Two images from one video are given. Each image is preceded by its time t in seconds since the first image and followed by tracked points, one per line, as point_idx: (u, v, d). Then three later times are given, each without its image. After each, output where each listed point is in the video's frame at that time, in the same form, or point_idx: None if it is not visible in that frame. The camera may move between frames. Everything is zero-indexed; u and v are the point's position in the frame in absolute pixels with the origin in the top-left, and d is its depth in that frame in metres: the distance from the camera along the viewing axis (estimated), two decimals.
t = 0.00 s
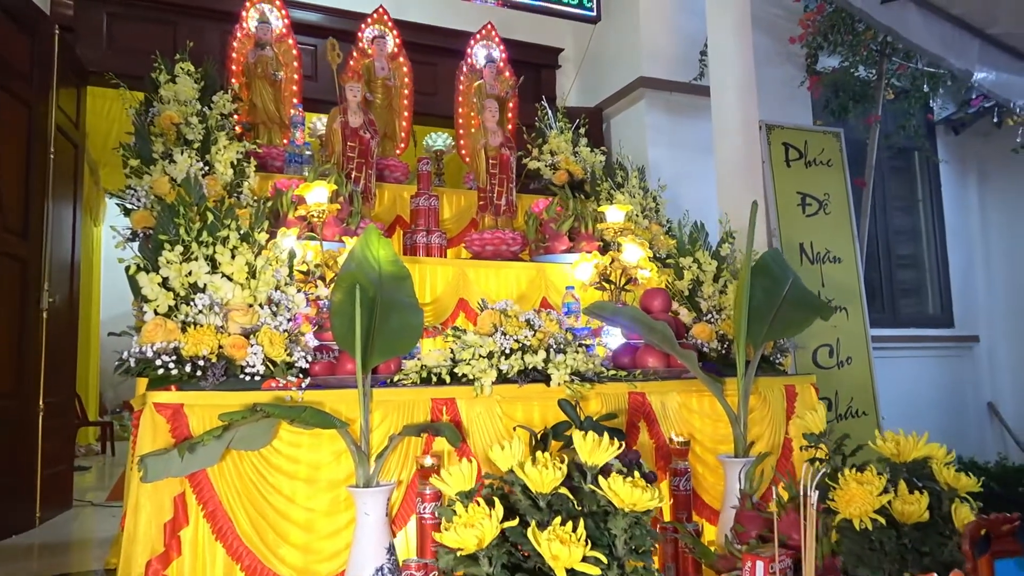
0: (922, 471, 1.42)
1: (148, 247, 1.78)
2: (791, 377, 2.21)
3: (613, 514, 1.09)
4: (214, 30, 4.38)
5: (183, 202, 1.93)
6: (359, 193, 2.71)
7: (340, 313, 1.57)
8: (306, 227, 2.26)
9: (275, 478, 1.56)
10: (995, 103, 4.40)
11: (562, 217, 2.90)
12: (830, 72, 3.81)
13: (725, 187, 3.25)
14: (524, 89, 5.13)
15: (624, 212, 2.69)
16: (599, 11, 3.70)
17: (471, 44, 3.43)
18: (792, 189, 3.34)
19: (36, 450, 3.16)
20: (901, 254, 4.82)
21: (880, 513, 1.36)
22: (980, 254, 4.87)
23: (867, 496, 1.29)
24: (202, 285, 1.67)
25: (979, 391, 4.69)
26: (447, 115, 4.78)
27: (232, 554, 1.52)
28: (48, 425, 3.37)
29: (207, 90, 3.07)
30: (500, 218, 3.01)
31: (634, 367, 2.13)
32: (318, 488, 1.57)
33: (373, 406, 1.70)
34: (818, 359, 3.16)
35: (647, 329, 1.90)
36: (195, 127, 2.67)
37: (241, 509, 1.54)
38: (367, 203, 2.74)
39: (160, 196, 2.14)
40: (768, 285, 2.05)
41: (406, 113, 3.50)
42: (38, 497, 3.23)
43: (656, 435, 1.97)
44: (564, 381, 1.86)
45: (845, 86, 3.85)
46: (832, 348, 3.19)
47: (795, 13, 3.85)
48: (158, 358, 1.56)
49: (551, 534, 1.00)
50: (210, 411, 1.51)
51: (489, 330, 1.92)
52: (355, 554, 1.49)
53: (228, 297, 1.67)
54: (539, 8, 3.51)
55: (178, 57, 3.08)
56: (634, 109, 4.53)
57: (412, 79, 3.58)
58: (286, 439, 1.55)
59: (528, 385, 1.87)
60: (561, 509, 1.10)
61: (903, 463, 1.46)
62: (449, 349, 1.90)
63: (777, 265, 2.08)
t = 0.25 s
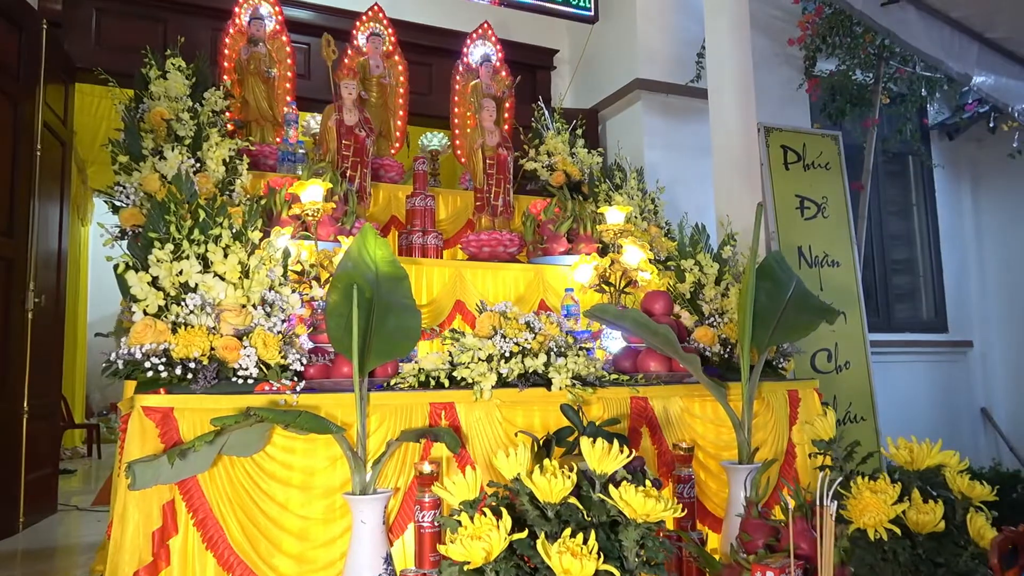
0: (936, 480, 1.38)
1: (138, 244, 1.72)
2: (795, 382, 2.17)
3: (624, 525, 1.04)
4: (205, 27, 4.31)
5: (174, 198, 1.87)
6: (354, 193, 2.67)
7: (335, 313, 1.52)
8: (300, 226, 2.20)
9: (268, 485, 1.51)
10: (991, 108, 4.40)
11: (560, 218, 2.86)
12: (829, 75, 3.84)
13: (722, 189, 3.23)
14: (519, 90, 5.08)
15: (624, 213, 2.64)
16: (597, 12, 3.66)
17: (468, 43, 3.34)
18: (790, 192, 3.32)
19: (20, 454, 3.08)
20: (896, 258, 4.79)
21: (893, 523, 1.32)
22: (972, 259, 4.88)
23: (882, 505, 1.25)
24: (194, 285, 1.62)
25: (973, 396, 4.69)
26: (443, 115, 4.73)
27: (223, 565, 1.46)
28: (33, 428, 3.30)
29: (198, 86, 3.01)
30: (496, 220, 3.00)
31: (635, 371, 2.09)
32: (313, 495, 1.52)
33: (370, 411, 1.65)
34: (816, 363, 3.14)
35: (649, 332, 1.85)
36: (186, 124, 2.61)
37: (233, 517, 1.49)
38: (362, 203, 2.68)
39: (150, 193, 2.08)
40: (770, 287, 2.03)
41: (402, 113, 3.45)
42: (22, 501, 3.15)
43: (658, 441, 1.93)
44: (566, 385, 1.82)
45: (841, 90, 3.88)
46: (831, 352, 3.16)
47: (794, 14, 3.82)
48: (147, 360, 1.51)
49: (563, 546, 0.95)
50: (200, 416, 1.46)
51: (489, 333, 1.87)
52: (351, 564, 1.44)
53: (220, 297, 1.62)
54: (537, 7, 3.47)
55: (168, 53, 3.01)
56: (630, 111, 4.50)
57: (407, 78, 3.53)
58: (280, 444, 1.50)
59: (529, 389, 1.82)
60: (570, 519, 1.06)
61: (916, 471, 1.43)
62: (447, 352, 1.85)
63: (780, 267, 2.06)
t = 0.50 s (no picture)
0: (949, 490, 1.35)
1: (131, 241, 1.68)
2: (799, 389, 2.14)
3: (638, 537, 1.00)
4: (200, 23, 4.24)
5: (169, 195, 1.82)
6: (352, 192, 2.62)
7: (333, 315, 1.48)
8: (297, 226, 2.16)
9: (263, 492, 1.46)
10: (989, 115, 4.41)
11: (561, 220, 2.83)
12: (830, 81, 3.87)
13: (721, 193, 3.22)
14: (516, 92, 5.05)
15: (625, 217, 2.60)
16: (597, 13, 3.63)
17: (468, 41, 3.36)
18: (791, 197, 3.28)
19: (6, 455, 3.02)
20: (891, 265, 4.79)
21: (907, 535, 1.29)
22: (968, 266, 4.87)
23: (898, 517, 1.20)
24: (188, 284, 1.57)
25: (967, 404, 4.68)
26: (439, 117, 4.69)
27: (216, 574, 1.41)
28: (20, 429, 3.23)
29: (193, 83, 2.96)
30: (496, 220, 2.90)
31: (637, 376, 2.06)
32: (310, 502, 1.48)
33: (369, 415, 1.60)
34: (816, 370, 3.12)
35: (653, 337, 1.81)
36: (181, 120, 2.56)
37: (226, 525, 1.43)
38: (359, 203, 2.64)
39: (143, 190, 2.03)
40: (775, 293, 1.99)
41: (399, 112, 3.40)
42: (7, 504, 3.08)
43: (661, 448, 1.89)
44: (568, 391, 1.78)
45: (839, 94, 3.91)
46: (830, 359, 3.13)
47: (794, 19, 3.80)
48: (139, 362, 1.46)
49: (575, 559, 0.91)
50: (195, 420, 1.40)
51: (490, 337, 1.82)
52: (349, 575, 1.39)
53: (215, 297, 1.57)
54: (537, 8, 3.44)
55: (163, 49, 2.96)
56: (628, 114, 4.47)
57: (406, 77, 3.49)
58: (276, 450, 1.46)
59: (532, 395, 1.78)
60: (578, 531, 1.02)
61: (930, 482, 1.38)
62: (447, 356, 1.80)
63: (783, 272, 2.02)
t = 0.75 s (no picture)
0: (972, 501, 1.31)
1: (130, 239, 1.63)
2: (807, 396, 2.11)
3: (664, 549, 0.96)
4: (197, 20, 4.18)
5: (169, 191, 1.78)
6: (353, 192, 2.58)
7: (338, 318, 1.42)
8: (299, 226, 2.11)
9: (266, 498, 1.42)
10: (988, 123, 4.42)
11: (564, 223, 2.80)
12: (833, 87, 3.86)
13: (724, 199, 3.21)
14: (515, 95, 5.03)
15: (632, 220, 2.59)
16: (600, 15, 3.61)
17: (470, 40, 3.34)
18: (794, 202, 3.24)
19: None
20: (888, 273, 4.79)
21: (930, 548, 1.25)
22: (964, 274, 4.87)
23: (923, 528, 1.15)
24: (190, 284, 1.53)
25: (963, 411, 4.68)
26: (438, 118, 4.65)
27: None
28: (8, 430, 3.15)
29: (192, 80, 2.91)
30: (498, 223, 2.89)
31: (646, 382, 2.03)
32: (314, 510, 1.43)
33: (375, 420, 1.56)
34: (817, 377, 3.09)
35: (662, 342, 1.75)
36: (180, 116, 2.51)
37: (228, 534, 1.38)
38: (360, 203, 2.59)
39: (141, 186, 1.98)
40: (785, 301, 1.96)
41: (399, 113, 3.36)
42: None
43: (671, 456, 1.85)
44: (577, 397, 1.74)
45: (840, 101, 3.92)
46: (832, 366, 3.11)
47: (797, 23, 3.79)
48: (140, 363, 1.41)
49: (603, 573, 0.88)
50: (196, 425, 1.36)
51: (497, 341, 1.79)
52: None
53: (218, 297, 1.52)
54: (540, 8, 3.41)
55: (161, 44, 2.90)
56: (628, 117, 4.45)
57: (406, 77, 3.45)
58: (279, 455, 1.42)
59: (540, 400, 1.75)
60: (601, 544, 0.98)
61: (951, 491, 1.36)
62: (453, 360, 1.76)
63: (793, 279, 1.99)
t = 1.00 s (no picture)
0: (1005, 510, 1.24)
1: (135, 238, 1.59)
2: (820, 401, 2.08)
3: (701, 560, 0.93)
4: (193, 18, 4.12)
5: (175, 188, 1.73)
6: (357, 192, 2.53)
7: (347, 318, 1.37)
8: (304, 226, 2.06)
9: (276, 506, 1.37)
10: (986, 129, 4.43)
11: (570, 225, 2.77)
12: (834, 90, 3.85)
13: (726, 200, 3.16)
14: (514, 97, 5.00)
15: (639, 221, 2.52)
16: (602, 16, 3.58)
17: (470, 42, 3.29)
18: (797, 206, 3.22)
19: None
20: (885, 277, 4.69)
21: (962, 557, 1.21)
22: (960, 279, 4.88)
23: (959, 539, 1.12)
24: (197, 284, 1.49)
25: (959, 416, 4.67)
26: (437, 119, 4.61)
27: None
28: None
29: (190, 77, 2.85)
30: (501, 225, 2.84)
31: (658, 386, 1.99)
32: (326, 519, 1.38)
33: (387, 426, 1.51)
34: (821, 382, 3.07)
35: (675, 347, 1.70)
36: (180, 113, 2.46)
37: (236, 543, 1.34)
38: (363, 203, 2.55)
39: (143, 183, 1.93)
40: (799, 305, 1.93)
41: (400, 113, 3.32)
42: None
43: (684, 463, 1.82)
44: (592, 402, 1.70)
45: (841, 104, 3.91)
46: (835, 371, 3.09)
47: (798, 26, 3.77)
48: (146, 367, 1.37)
49: None
50: (205, 430, 1.31)
51: (509, 344, 1.75)
52: None
53: (226, 297, 1.49)
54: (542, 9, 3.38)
55: (159, 40, 2.85)
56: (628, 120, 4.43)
57: (407, 76, 3.41)
58: (290, 462, 1.37)
59: (555, 405, 1.71)
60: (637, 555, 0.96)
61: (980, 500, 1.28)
62: (464, 363, 1.72)
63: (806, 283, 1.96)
